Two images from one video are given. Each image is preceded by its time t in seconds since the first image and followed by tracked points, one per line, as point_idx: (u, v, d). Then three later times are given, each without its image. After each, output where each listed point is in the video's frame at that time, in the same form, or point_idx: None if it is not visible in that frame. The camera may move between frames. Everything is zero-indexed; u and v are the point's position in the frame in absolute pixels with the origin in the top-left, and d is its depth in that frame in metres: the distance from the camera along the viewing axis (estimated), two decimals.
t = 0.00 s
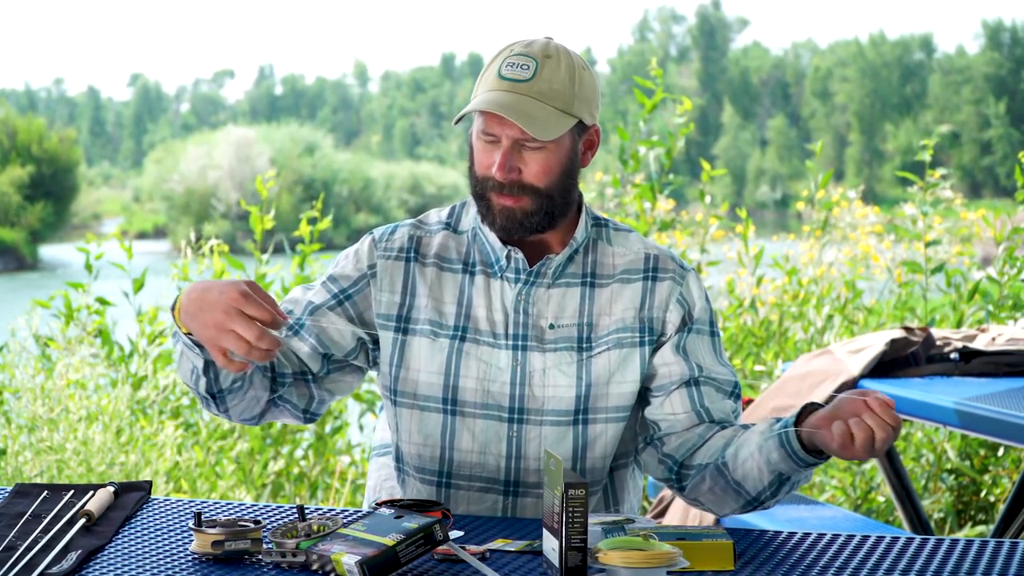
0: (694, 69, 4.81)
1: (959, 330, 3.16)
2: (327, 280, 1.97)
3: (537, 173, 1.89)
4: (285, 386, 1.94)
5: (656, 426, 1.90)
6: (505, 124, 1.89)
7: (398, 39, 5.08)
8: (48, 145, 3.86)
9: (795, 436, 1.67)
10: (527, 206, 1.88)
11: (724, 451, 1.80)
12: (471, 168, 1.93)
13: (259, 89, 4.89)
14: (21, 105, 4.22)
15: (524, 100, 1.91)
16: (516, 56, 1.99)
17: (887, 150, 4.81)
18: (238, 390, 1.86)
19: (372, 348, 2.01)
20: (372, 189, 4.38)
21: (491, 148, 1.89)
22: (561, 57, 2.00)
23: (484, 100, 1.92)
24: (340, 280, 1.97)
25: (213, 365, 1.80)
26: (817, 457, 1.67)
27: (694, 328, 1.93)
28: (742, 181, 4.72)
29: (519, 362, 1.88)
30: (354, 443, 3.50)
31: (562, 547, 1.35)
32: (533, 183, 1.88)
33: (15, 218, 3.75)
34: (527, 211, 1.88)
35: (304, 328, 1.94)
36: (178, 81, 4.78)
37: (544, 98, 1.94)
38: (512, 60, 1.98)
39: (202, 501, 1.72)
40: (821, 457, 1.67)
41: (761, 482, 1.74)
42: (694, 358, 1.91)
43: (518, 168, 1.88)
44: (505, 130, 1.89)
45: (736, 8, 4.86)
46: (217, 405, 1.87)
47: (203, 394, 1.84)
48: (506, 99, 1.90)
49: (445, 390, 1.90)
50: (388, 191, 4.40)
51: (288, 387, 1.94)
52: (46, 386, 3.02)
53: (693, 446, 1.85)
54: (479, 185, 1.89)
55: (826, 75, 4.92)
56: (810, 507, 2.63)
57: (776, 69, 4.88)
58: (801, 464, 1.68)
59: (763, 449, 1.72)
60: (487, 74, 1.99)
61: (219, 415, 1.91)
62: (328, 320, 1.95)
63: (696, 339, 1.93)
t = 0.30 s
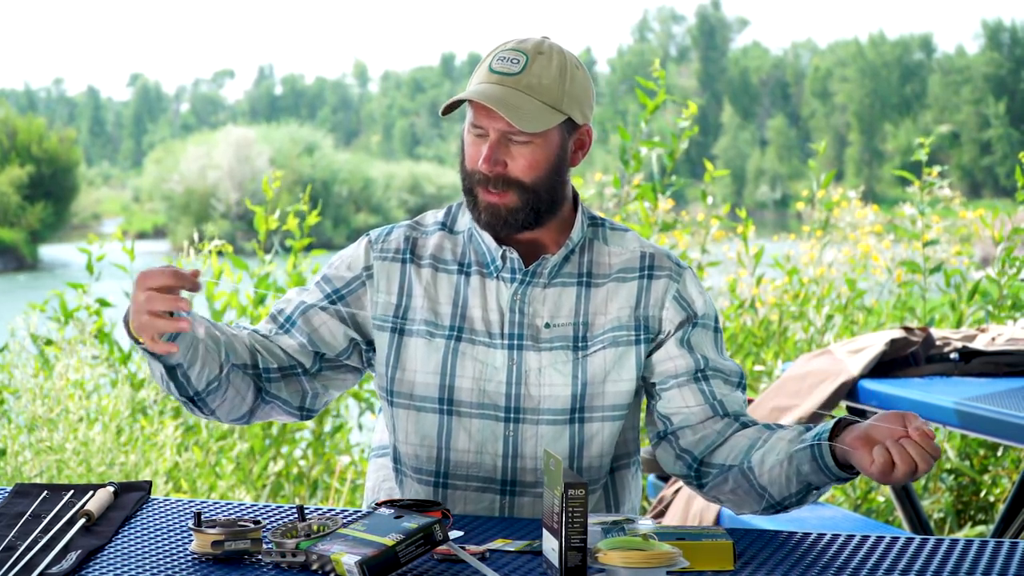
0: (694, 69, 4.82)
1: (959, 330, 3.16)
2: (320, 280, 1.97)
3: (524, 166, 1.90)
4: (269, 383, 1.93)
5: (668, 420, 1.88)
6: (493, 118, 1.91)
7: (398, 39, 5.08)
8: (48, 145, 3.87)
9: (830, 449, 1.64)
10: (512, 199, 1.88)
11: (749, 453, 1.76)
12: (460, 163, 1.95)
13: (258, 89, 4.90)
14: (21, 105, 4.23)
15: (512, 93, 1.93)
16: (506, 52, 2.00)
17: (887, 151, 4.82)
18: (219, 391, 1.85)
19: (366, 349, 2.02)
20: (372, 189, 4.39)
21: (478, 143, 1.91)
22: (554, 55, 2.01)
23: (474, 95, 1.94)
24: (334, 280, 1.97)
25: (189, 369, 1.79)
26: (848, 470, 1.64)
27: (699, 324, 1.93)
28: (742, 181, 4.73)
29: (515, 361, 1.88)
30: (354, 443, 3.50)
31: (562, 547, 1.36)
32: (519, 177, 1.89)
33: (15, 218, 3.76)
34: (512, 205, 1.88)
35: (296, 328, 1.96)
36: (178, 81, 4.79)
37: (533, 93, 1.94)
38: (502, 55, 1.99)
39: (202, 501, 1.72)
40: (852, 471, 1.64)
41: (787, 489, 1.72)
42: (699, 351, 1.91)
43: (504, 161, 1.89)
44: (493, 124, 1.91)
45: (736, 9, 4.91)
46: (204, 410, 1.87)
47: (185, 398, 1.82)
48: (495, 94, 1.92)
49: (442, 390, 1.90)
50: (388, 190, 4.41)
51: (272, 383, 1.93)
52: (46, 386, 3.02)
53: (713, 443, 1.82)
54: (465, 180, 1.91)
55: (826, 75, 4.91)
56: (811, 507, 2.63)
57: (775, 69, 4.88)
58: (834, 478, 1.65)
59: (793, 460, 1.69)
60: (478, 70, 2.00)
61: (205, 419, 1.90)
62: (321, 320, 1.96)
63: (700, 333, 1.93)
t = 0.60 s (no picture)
0: (693, 69, 4.84)
1: (959, 330, 3.16)
2: (320, 282, 1.98)
3: (563, 164, 1.87)
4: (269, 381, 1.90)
5: (661, 421, 1.87)
6: (526, 123, 1.89)
7: (395, 39, 5.21)
8: (48, 145, 3.88)
9: (809, 444, 1.59)
10: (553, 199, 1.87)
11: (736, 450, 1.74)
12: (485, 169, 1.92)
13: (257, 89, 5.12)
14: (21, 105, 4.23)
15: (542, 95, 1.90)
16: (515, 54, 1.95)
17: (886, 151, 4.84)
18: (218, 394, 1.82)
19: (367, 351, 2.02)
20: (371, 190, 4.44)
21: (511, 149, 1.88)
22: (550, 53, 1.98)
23: (501, 102, 1.90)
24: (334, 282, 1.98)
25: (182, 376, 1.76)
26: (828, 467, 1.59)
27: (694, 324, 1.93)
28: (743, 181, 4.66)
29: (515, 361, 1.88)
30: (354, 443, 3.51)
31: (561, 548, 1.35)
32: (560, 175, 1.87)
33: (15, 218, 3.75)
34: (553, 204, 1.87)
35: (297, 329, 1.96)
36: (177, 82, 4.97)
37: (560, 91, 1.92)
38: (513, 58, 1.94)
39: (201, 501, 1.72)
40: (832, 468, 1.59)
41: (771, 486, 1.69)
42: (694, 352, 1.89)
43: (546, 162, 1.87)
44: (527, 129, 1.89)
45: (736, 9, 4.94)
46: (208, 416, 1.84)
47: (186, 407, 1.80)
48: (525, 98, 1.89)
49: (442, 391, 1.90)
50: (388, 191, 4.45)
51: (273, 380, 1.90)
52: (46, 386, 3.03)
53: (703, 442, 1.80)
54: (501, 187, 1.88)
55: (826, 75, 5.06)
56: (811, 508, 2.63)
57: (775, 69, 5.00)
58: (816, 474, 1.61)
59: (777, 455, 1.65)
60: (489, 73, 1.95)
61: (211, 425, 1.87)
62: (323, 322, 1.96)
63: (696, 333, 1.92)
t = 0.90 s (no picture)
0: (693, 69, 4.80)
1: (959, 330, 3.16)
2: (321, 279, 1.97)
3: (566, 169, 1.88)
4: (266, 380, 1.89)
5: (653, 417, 1.87)
6: (530, 126, 1.89)
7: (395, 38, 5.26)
8: (48, 145, 3.88)
9: (794, 434, 1.63)
10: (554, 204, 1.87)
11: (723, 442, 1.77)
12: (490, 173, 1.91)
13: (257, 89, 5.17)
14: (21, 105, 4.24)
15: (548, 98, 1.89)
16: (520, 57, 1.94)
17: (886, 152, 4.94)
18: (213, 393, 1.82)
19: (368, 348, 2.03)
20: (371, 190, 4.42)
21: (515, 153, 1.88)
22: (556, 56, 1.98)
23: (506, 106, 1.89)
24: (335, 279, 1.98)
25: (174, 378, 1.76)
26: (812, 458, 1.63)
27: (690, 320, 1.93)
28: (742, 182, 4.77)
29: (516, 360, 1.88)
30: (354, 444, 3.51)
31: (561, 548, 1.35)
32: (563, 180, 1.87)
33: (15, 219, 3.74)
34: (554, 209, 1.88)
35: (298, 324, 1.96)
36: (177, 82, 5.01)
37: (565, 95, 1.92)
38: (518, 62, 1.93)
39: (201, 501, 1.72)
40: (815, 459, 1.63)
41: (756, 478, 1.71)
42: (689, 349, 1.90)
43: (550, 167, 1.87)
44: (531, 134, 1.89)
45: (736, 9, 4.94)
46: (205, 415, 1.85)
47: (181, 407, 1.81)
48: (529, 102, 1.88)
49: (442, 390, 1.90)
50: (387, 192, 4.42)
51: (269, 379, 1.90)
52: (47, 386, 3.02)
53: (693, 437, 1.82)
54: (503, 191, 1.89)
55: (825, 75, 5.08)
56: (810, 508, 2.63)
57: (774, 70, 4.99)
58: (797, 463, 1.65)
59: (761, 446, 1.68)
60: (494, 76, 1.94)
61: (210, 422, 1.88)
62: (324, 318, 1.97)
63: (693, 330, 1.93)
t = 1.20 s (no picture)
0: (693, 69, 4.83)
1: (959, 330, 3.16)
2: (321, 280, 1.97)
3: (559, 170, 1.89)
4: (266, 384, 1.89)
5: (652, 413, 1.88)
6: (524, 126, 1.90)
7: (397, 40, 5.22)
8: (48, 145, 3.89)
9: (792, 427, 1.62)
10: (547, 204, 1.88)
11: (722, 436, 1.76)
12: (482, 171, 1.92)
13: (258, 90, 5.17)
14: (20, 105, 4.34)
15: (542, 98, 1.90)
16: (517, 57, 1.95)
17: (886, 151, 4.94)
18: (213, 397, 1.83)
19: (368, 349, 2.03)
20: (371, 190, 4.45)
21: (508, 152, 1.89)
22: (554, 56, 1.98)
23: (498, 106, 1.90)
24: (335, 279, 1.98)
25: (173, 383, 1.77)
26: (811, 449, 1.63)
27: (688, 315, 1.93)
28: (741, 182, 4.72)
29: (516, 360, 1.88)
30: (354, 443, 3.51)
31: (560, 548, 1.35)
32: (555, 180, 1.88)
33: (15, 219, 3.75)
34: (547, 209, 1.88)
35: (298, 326, 1.97)
36: (176, 82, 5.02)
37: (560, 95, 1.92)
38: (515, 61, 1.94)
39: (201, 501, 1.72)
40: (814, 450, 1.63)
41: (756, 471, 1.71)
42: (688, 344, 1.90)
43: (542, 167, 1.88)
44: (524, 133, 1.90)
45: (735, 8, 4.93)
46: (207, 419, 1.85)
47: (181, 411, 1.81)
48: (521, 102, 1.89)
49: (443, 390, 1.90)
50: (388, 191, 4.44)
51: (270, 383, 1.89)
52: (47, 387, 3.03)
53: (692, 432, 1.82)
54: (495, 189, 1.89)
55: (825, 76, 5.04)
56: (810, 508, 2.63)
57: (774, 70, 5.00)
58: (796, 456, 1.64)
59: (761, 438, 1.67)
60: (491, 75, 1.95)
61: (212, 426, 1.88)
62: (324, 319, 1.97)
63: (691, 325, 1.93)
